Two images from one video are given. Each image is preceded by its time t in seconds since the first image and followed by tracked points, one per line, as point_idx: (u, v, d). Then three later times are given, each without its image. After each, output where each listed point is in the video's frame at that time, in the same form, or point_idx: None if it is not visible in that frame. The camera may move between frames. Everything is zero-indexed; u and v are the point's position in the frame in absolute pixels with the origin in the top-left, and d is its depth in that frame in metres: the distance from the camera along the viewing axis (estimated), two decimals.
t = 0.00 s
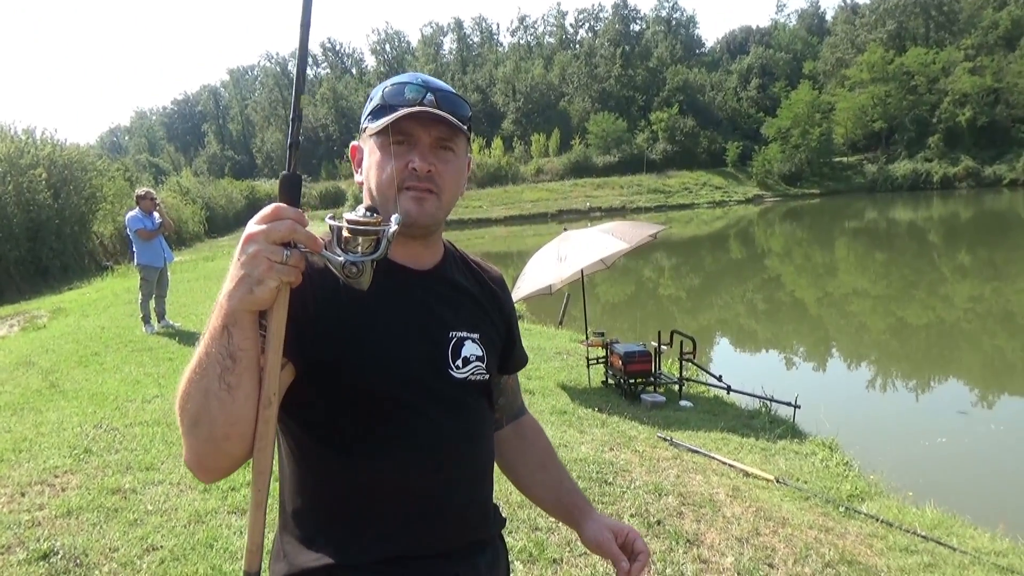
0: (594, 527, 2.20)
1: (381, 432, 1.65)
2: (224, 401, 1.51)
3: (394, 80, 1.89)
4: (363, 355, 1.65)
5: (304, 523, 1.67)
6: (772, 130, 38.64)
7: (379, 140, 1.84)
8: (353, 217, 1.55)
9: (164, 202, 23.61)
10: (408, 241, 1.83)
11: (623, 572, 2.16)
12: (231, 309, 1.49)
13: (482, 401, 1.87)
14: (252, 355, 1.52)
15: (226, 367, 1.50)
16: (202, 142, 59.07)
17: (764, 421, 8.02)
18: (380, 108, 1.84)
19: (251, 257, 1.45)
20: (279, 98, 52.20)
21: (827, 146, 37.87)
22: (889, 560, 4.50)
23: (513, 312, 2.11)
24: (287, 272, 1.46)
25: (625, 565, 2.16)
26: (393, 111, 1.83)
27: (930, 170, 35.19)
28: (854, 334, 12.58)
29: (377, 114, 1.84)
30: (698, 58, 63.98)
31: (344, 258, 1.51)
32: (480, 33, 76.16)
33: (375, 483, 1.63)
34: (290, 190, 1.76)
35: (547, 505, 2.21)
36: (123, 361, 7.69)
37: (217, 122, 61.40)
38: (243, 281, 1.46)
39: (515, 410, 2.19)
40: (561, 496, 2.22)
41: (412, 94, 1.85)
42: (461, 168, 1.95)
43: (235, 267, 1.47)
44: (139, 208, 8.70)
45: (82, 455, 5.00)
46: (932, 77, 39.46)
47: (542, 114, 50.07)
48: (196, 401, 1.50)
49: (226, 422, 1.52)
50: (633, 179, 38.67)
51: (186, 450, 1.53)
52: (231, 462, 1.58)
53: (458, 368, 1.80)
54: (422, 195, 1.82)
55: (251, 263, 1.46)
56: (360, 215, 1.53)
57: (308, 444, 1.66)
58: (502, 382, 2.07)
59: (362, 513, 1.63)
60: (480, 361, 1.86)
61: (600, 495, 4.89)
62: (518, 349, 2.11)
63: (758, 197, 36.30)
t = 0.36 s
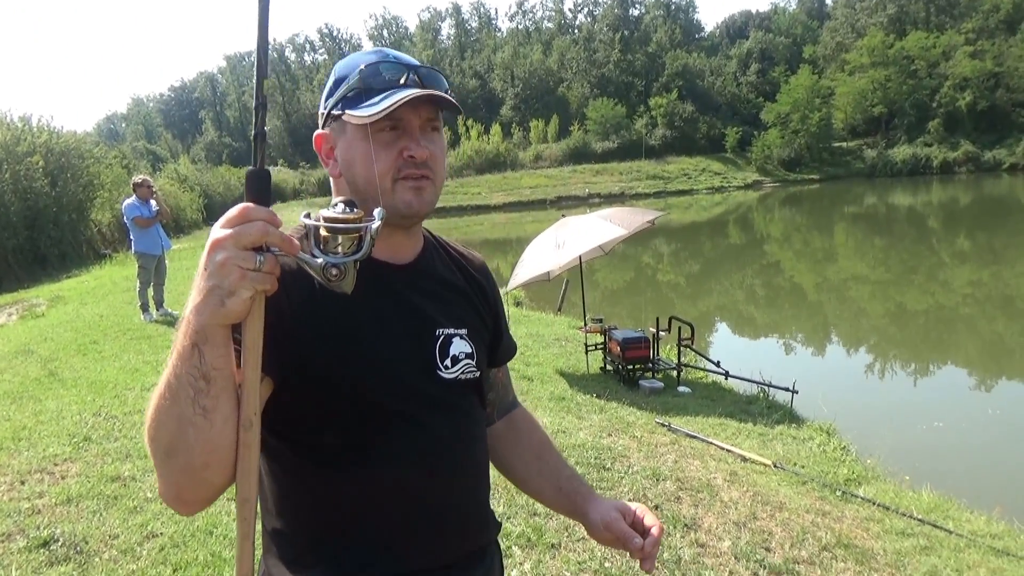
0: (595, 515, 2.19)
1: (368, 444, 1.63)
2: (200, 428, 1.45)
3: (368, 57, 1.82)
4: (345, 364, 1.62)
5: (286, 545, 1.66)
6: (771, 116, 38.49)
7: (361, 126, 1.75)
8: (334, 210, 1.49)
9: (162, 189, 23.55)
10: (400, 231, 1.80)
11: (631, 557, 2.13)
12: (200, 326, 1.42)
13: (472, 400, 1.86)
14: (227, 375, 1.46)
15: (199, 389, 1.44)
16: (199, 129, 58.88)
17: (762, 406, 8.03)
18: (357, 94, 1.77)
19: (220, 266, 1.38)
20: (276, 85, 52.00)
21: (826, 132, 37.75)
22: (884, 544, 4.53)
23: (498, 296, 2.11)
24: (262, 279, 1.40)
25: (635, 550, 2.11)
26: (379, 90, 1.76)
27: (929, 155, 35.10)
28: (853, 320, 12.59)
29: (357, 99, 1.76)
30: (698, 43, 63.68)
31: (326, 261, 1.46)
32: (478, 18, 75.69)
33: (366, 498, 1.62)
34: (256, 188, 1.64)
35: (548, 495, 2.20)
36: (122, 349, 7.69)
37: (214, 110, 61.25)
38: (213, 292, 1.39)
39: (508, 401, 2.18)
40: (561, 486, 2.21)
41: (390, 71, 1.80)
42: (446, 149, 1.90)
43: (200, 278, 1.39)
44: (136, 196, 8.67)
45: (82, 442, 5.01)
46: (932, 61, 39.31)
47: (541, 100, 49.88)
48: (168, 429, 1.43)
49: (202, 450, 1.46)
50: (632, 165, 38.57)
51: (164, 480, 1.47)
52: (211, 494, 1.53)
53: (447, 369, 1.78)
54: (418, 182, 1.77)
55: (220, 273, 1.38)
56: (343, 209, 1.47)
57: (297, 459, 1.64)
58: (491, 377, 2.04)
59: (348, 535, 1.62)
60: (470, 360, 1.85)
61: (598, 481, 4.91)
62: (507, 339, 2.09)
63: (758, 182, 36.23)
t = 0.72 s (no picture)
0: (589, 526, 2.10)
1: (339, 474, 1.56)
2: (131, 474, 1.30)
3: (315, 20, 1.69)
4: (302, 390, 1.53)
5: None
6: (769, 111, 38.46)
7: (314, 108, 1.65)
8: (285, 201, 1.32)
9: (158, 186, 23.49)
10: (369, 217, 1.74)
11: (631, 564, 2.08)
12: (125, 349, 1.25)
13: (454, 414, 1.80)
14: (162, 407, 1.31)
15: (127, 427, 1.29)
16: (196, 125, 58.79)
17: (759, 401, 8.06)
18: (304, 66, 1.66)
19: (145, 273, 1.20)
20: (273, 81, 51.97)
21: (823, 127, 37.75)
22: (881, 538, 4.55)
23: (475, 287, 2.07)
24: (198, 287, 1.24)
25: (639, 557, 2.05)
26: (335, 59, 1.67)
27: (926, 150, 35.13)
28: (850, 315, 12.59)
29: (307, 72, 1.65)
30: (695, 38, 63.69)
31: (276, 262, 1.30)
32: (475, 13, 75.52)
33: (340, 533, 1.56)
34: (190, 179, 1.47)
35: (540, 510, 2.12)
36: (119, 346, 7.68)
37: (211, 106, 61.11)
38: (136, 304, 1.22)
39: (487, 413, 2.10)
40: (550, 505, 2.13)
41: (343, 37, 1.70)
42: (409, 124, 1.83)
43: (122, 289, 1.22)
44: (132, 193, 8.66)
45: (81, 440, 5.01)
46: (929, 56, 39.35)
47: (538, 96, 49.82)
48: (91, 479, 1.28)
49: (133, 501, 1.31)
50: (630, 161, 38.54)
51: (90, 537, 1.32)
52: (151, 548, 1.38)
53: (428, 382, 1.73)
54: (390, 162, 1.70)
55: (144, 281, 1.21)
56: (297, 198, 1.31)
57: (252, 499, 1.54)
58: (473, 382, 1.99)
59: None
60: (451, 367, 1.80)
61: (596, 476, 4.92)
62: (489, 340, 2.05)
63: (755, 177, 36.25)
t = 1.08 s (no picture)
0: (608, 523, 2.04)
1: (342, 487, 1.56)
2: (126, 481, 1.30)
3: (297, 15, 1.67)
4: (303, 397, 1.53)
5: None
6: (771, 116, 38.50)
7: (299, 103, 1.64)
8: (292, 203, 1.33)
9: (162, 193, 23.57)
10: (368, 218, 1.72)
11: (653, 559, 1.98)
12: (124, 349, 1.26)
13: (463, 421, 1.81)
14: (161, 411, 1.32)
15: (125, 432, 1.29)
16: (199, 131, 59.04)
17: (763, 407, 8.04)
18: (289, 60, 1.64)
19: (143, 271, 1.21)
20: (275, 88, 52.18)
21: (826, 132, 37.78)
22: (885, 545, 4.55)
23: (487, 289, 2.09)
24: (199, 288, 1.25)
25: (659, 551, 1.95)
26: (315, 53, 1.64)
27: (929, 155, 35.14)
28: (853, 320, 12.59)
29: (292, 67, 1.63)
30: (696, 44, 63.85)
31: (280, 268, 1.31)
32: (477, 20, 75.75)
33: (344, 547, 1.57)
34: (194, 174, 1.42)
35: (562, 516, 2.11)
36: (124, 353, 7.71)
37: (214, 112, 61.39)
38: (135, 305, 1.23)
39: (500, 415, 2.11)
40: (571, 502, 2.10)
41: (327, 29, 1.66)
42: (407, 116, 1.80)
43: (122, 289, 1.24)
44: (135, 201, 8.69)
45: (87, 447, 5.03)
46: (931, 61, 39.41)
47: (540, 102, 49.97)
48: (90, 485, 1.28)
49: (127, 512, 1.30)
50: (632, 166, 38.57)
51: (84, 546, 1.31)
52: (147, 558, 1.37)
53: (437, 388, 1.74)
54: (378, 161, 1.68)
55: (144, 280, 1.22)
56: (299, 202, 1.31)
57: (252, 507, 1.54)
58: (484, 386, 2.01)
59: None
60: (461, 372, 1.81)
61: (600, 483, 4.92)
62: (503, 345, 2.08)
63: (757, 183, 36.27)
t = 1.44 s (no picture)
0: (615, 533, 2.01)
1: (361, 479, 1.65)
2: (181, 448, 1.48)
3: (386, 64, 1.92)
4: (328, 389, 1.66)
5: None
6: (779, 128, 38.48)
7: (368, 133, 1.86)
8: (334, 220, 1.52)
9: (172, 203, 23.72)
10: (405, 247, 1.85)
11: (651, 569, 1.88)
12: (184, 337, 1.45)
13: (486, 435, 1.86)
14: (210, 391, 1.49)
15: (181, 407, 1.47)
16: (209, 141, 59.42)
17: (770, 420, 8.02)
18: (367, 98, 1.88)
19: (203, 275, 1.41)
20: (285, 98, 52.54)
21: (834, 144, 37.73)
22: (894, 559, 4.51)
23: (534, 323, 2.14)
24: (249, 289, 1.43)
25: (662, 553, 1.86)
26: (384, 96, 1.85)
27: (938, 167, 34.97)
28: (861, 332, 12.55)
29: (366, 104, 1.87)
30: (704, 56, 63.93)
31: (318, 276, 1.49)
32: (486, 31, 76.09)
33: (357, 534, 1.65)
34: (249, 196, 1.68)
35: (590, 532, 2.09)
36: (133, 361, 7.74)
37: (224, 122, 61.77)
38: (195, 302, 1.42)
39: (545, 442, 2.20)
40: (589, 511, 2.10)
41: (404, 78, 1.88)
42: (461, 162, 1.97)
43: (188, 287, 1.44)
44: (146, 210, 8.76)
45: (94, 455, 5.04)
46: (940, 72, 39.32)
47: (548, 113, 50.09)
48: (149, 450, 1.47)
49: (180, 473, 1.49)
50: (640, 177, 38.58)
51: (147, 503, 1.51)
52: (196, 514, 1.56)
53: (461, 403, 1.80)
54: (415, 198, 1.83)
55: (203, 281, 1.41)
56: (340, 223, 1.49)
57: (290, 489, 1.67)
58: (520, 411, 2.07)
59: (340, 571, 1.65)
60: (487, 394, 1.85)
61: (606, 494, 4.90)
62: (546, 373, 2.13)
63: (765, 194, 36.21)
